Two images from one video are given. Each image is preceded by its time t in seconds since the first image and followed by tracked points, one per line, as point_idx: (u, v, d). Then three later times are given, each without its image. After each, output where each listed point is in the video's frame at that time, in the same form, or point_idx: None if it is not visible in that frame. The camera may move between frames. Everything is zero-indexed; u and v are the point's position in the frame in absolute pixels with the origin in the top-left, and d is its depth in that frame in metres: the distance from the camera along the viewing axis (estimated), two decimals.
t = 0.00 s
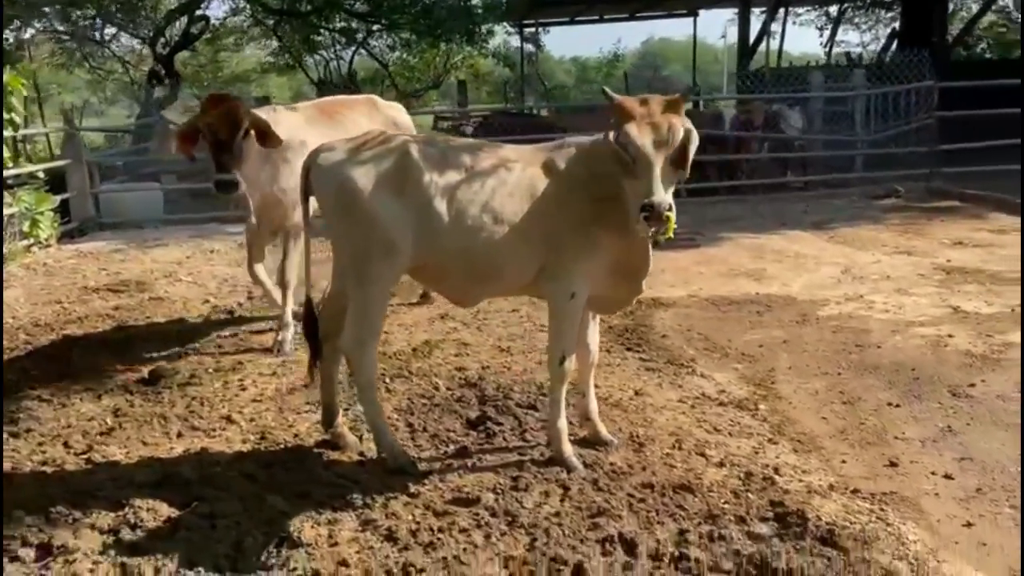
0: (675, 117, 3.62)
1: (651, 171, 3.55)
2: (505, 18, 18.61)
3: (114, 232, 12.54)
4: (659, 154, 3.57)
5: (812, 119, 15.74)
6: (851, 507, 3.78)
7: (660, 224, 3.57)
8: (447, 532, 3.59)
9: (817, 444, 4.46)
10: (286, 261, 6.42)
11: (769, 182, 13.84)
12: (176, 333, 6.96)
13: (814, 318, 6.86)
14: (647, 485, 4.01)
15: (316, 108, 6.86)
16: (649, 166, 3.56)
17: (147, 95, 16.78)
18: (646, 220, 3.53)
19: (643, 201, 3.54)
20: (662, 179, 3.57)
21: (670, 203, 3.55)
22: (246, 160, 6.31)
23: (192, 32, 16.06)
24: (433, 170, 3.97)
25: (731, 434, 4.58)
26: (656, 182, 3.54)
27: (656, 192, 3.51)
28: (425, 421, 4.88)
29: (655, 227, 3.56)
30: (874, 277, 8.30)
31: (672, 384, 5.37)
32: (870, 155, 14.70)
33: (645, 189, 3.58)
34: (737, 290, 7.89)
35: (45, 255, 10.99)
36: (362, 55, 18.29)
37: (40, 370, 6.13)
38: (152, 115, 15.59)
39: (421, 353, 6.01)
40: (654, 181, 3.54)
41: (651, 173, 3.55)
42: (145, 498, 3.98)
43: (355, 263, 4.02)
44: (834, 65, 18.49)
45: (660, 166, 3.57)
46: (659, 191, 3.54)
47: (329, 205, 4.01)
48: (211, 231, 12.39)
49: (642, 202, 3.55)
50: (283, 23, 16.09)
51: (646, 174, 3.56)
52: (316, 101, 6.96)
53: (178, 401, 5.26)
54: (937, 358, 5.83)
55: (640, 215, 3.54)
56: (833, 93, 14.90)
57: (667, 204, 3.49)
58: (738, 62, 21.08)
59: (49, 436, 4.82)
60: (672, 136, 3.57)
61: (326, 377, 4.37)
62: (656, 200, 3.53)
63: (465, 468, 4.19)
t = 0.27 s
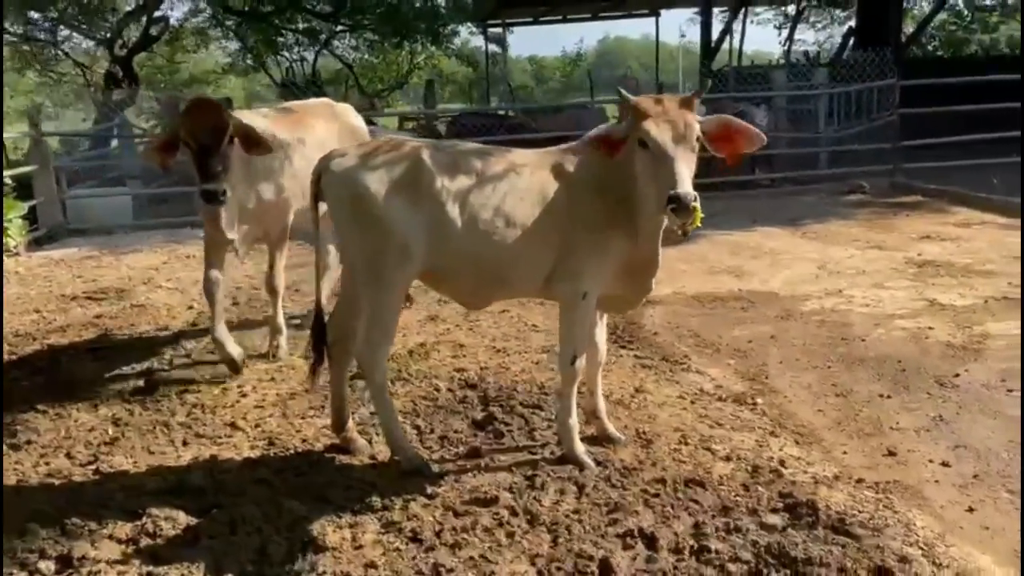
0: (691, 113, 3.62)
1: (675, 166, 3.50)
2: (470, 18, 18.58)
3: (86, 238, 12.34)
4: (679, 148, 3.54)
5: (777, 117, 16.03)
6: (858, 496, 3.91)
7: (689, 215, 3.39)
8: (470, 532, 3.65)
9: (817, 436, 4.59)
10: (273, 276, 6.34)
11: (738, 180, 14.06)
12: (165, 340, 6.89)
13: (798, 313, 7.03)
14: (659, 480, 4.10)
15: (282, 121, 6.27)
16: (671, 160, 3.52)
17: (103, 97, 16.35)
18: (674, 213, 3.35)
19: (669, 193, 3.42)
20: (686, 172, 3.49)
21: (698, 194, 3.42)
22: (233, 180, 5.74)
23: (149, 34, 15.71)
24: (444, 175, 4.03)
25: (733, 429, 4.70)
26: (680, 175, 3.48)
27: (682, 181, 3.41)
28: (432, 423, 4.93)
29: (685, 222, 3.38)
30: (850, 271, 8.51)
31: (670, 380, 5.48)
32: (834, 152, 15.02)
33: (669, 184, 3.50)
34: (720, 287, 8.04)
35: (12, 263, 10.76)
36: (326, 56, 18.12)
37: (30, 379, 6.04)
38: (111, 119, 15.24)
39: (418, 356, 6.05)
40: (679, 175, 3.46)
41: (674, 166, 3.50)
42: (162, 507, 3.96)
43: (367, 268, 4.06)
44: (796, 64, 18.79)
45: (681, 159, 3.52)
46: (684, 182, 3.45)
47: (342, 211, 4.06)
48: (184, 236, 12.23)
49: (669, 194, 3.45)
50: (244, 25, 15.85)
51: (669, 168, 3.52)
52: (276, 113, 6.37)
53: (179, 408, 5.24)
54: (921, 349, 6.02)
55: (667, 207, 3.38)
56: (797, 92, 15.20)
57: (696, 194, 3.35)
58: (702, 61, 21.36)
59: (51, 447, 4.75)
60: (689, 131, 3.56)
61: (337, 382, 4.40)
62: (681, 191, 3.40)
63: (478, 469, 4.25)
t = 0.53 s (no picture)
0: (704, 125, 3.73)
1: (693, 175, 3.59)
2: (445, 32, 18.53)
3: (57, 253, 12.07)
4: (695, 158, 3.63)
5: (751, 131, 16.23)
6: (869, 503, 3.96)
7: (709, 225, 3.52)
8: (487, 545, 3.62)
9: (821, 445, 4.64)
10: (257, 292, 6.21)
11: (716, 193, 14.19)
12: (153, 355, 6.77)
13: (788, 324, 7.11)
14: (671, 490, 4.11)
15: (245, 130, 6.16)
16: (688, 169, 3.60)
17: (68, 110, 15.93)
18: (695, 222, 3.49)
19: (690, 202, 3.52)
20: (703, 180, 3.60)
21: (715, 202, 3.53)
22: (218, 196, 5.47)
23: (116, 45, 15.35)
24: (456, 186, 4.03)
25: (738, 438, 4.73)
26: (697, 183, 3.58)
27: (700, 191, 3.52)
28: (436, 436, 4.90)
29: (705, 230, 3.52)
30: (834, 283, 8.63)
31: (670, 391, 5.50)
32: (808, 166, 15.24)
33: (688, 192, 3.60)
34: (708, 298, 8.10)
35: None
36: (299, 69, 17.90)
37: (16, 395, 5.88)
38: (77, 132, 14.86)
39: (416, 368, 6.02)
40: (698, 183, 3.56)
41: (692, 175, 3.60)
42: (169, 524, 3.89)
43: (378, 279, 4.03)
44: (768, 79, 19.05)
45: (697, 167, 3.61)
46: (702, 191, 3.56)
47: (352, 221, 4.04)
48: (160, 251, 12.02)
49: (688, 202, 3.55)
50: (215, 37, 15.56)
51: (687, 178, 3.60)
52: (236, 125, 6.26)
53: (176, 423, 5.15)
54: (912, 358, 6.12)
55: (687, 216, 3.51)
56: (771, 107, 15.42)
57: (714, 203, 3.48)
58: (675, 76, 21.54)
59: (46, 465, 4.64)
60: (704, 141, 3.65)
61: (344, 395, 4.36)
62: (701, 200, 3.52)
63: (488, 481, 4.23)
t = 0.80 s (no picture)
0: (727, 135, 3.80)
1: (718, 186, 3.66)
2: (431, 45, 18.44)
3: (38, 265, 11.82)
4: (719, 169, 3.70)
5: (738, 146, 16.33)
6: (888, 518, 3.93)
7: (735, 236, 3.60)
8: (507, 562, 3.55)
9: (834, 459, 4.61)
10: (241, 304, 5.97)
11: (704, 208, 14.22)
12: (147, 368, 6.63)
13: (787, 338, 7.11)
14: (689, 506, 4.06)
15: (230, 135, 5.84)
16: (713, 181, 3.67)
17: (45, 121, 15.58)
18: (722, 234, 3.56)
19: (715, 213, 3.61)
20: (727, 191, 3.67)
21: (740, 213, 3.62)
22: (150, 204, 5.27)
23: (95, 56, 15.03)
24: (473, 197, 3.98)
25: (750, 453, 4.70)
26: (722, 194, 3.66)
27: (725, 203, 3.61)
28: (444, 450, 4.82)
29: (730, 241, 3.60)
30: (829, 296, 8.66)
31: (677, 405, 5.46)
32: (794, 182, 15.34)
33: (713, 204, 3.67)
34: (705, 311, 8.09)
35: None
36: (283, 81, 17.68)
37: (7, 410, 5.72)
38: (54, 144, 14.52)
39: (418, 382, 5.94)
40: (722, 194, 3.63)
41: (716, 187, 3.67)
42: (177, 542, 3.78)
43: (393, 291, 3.97)
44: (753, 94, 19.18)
45: (722, 179, 3.69)
46: (727, 202, 3.64)
47: (368, 231, 4.00)
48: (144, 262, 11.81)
49: (714, 213, 3.62)
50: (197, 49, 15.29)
51: (711, 189, 3.67)
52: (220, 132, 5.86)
53: (176, 438, 5.02)
54: (913, 372, 6.14)
55: (713, 228, 3.59)
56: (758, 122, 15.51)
57: (739, 214, 3.56)
58: (659, 91, 21.62)
59: (44, 482, 4.50)
60: (728, 152, 3.72)
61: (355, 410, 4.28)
62: (725, 211, 3.60)
63: (503, 496, 4.16)
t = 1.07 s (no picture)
0: (751, 139, 3.81)
1: (743, 189, 3.67)
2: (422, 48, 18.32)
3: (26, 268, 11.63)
4: (743, 173, 3.71)
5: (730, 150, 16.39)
6: (908, 520, 3.95)
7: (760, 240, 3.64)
8: (531, 566, 3.54)
9: (848, 462, 4.63)
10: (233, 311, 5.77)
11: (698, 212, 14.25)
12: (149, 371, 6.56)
13: (791, 341, 7.14)
14: (708, 509, 4.06)
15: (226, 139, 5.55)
16: (738, 183, 3.68)
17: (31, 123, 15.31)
18: (748, 237, 3.61)
19: (741, 217, 3.63)
20: (752, 195, 3.69)
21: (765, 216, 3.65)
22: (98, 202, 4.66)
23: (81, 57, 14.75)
24: (494, 199, 3.97)
25: (765, 455, 4.70)
26: (746, 198, 3.67)
27: (751, 206, 3.63)
28: (458, 453, 4.80)
29: (756, 246, 3.64)
30: (828, 300, 8.70)
31: (688, 408, 5.46)
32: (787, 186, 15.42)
33: (737, 207, 3.68)
34: (707, 314, 8.10)
35: None
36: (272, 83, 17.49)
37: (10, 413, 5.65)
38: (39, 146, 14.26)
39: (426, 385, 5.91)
40: (747, 198, 3.64)
41: (741, 189, 3.68)
42: (195, 548, 3.74)
43: (412, 292, 3.96)
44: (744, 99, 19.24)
45: (746, 182, 3.70)
46: (751, 206, 3.66)
47: (388, 235, 3.98)
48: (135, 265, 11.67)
49: (739, 217, 3.64)
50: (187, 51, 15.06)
51: (736, 191, 3.68)
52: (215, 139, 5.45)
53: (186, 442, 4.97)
54: (919, 375, 6.18)
55: (740, 231, 3.62)
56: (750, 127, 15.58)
57: (766, 217, 3.59)
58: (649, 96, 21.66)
59: (55, 487, 4.44)
60: (752, 156, 3.73)
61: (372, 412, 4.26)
62: (751, 215, 3.63)
63: (522, 500, 4.15)
